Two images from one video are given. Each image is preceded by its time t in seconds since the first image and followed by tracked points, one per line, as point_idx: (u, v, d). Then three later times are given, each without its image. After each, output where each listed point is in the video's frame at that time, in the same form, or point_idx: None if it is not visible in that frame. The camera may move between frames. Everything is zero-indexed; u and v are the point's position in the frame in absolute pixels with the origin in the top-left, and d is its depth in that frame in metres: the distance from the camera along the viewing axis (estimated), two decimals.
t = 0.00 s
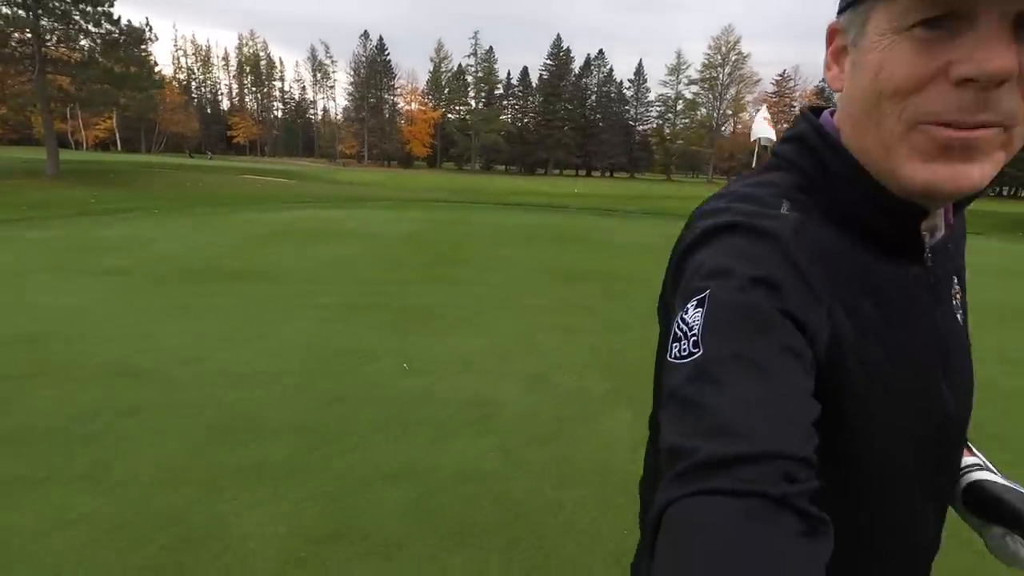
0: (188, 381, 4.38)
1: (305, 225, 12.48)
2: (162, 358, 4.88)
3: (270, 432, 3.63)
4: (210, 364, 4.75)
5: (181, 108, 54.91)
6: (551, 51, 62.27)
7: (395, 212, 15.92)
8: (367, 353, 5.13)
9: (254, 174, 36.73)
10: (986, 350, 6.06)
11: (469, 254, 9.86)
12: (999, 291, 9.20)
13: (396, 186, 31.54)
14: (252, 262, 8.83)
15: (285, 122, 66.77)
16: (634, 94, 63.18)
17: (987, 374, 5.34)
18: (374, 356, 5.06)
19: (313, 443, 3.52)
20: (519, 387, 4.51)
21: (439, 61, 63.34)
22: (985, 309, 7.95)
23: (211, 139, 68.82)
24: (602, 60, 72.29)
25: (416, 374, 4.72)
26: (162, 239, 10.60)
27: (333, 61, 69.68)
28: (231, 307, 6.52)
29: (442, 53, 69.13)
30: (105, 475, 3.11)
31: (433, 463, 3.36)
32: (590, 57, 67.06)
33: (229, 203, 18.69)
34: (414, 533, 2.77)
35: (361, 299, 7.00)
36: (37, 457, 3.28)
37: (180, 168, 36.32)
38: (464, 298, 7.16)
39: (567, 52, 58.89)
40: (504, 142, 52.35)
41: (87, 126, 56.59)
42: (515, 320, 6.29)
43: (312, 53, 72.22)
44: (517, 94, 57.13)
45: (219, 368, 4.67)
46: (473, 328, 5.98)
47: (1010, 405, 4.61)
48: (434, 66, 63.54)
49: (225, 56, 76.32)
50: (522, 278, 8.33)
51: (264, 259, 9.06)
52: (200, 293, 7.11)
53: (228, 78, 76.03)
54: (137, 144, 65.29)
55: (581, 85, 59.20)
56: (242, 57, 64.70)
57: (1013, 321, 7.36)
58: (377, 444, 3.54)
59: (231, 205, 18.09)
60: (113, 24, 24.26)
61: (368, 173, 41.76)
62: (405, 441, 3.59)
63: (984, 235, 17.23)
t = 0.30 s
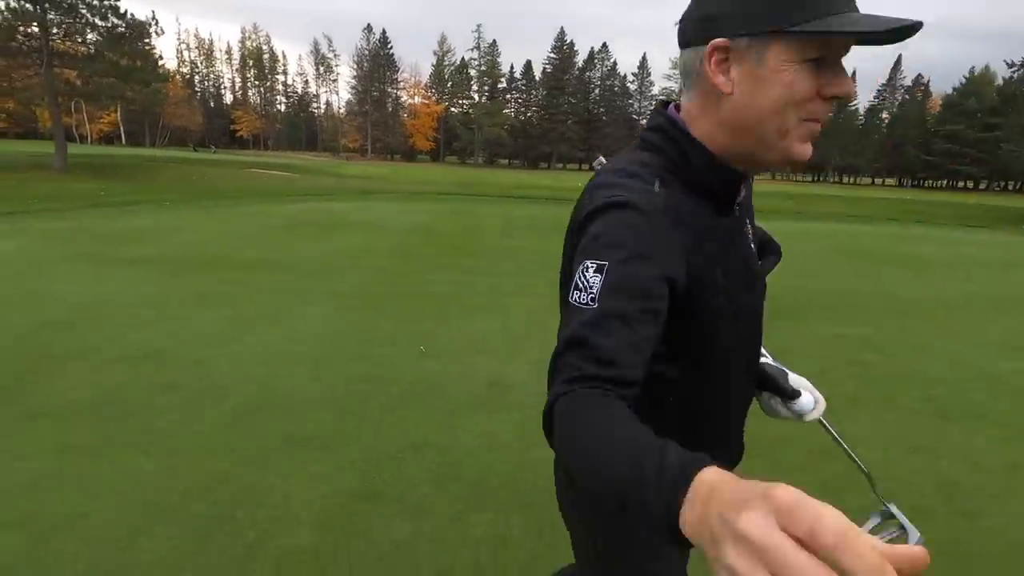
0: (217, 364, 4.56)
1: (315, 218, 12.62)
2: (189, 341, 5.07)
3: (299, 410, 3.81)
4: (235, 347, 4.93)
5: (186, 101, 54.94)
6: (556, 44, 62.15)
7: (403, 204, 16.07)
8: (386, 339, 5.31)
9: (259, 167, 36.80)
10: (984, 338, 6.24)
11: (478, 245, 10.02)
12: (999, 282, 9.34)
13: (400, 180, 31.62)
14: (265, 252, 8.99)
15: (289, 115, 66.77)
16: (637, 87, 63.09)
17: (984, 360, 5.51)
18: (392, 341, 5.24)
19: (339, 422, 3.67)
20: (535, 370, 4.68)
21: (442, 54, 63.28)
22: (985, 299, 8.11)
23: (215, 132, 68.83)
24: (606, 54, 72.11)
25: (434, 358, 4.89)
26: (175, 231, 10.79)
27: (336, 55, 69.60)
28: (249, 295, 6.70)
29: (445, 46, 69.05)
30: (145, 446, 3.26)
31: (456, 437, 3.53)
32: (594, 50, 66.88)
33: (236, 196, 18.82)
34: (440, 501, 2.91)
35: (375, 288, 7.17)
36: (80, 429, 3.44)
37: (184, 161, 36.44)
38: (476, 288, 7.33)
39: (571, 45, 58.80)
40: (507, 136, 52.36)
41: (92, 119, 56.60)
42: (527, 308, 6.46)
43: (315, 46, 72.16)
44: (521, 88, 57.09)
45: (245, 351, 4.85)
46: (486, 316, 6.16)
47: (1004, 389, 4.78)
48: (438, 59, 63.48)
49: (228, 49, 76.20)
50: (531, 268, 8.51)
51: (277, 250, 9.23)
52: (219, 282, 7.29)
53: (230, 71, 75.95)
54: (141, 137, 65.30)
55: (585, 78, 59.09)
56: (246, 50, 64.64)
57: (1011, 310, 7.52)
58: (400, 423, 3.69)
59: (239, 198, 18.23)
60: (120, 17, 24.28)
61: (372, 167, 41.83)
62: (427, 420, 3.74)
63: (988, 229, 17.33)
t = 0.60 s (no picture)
0: (260, 333, 4.85)
1: (335, 206, 12.90)
2: (231, 315, 5.37)
3: (341, 372, 4.07)
4: (274, 320, 5.23)
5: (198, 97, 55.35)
6: (565, 37, 61.98)
7: (417, 194, 16.31)
8: (417, 313, 5.55)
9: (272, 161, 37.10)
10: (993, 313, 6.41)
11: (495, 231, 10.27)
12: (1010, 264, 9.47)
13: (412, 173, 31.84)
14: (290, 238, 9.29)
15: (300, 111, 67.10)
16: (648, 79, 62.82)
17: (993, 333, 5.68)
18: (423, 314, 5.50)
19: (381, 381, 3.92)
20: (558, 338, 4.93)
21: (451, 47, 63.30)
22: (997, 279, 8.23)
23: (226, 128, 69.27)
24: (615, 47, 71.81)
25: (462, 329, 5.13)
26: (202, 219, 11.14)
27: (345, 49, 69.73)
28: (281, 275, 6.99)
29: (455, 40, 69.04)
30: (206, 402, 3.53)
31: (489, 393, 3.76)
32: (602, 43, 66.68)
33: (254, 188, 19.13)
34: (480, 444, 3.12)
35: (402, 269, 7.44)
36: (143, 388, 3.72)
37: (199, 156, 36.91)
38: (496, 269, 7.58)
39: (581, 37, 58.66)
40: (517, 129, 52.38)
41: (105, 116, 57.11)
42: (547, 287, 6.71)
43: (325, 41, 72.30)
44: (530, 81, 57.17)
45: (284, 323, 5.14)
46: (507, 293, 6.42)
47: (1012, 356, 4.97)
48: (447, 53, 63.51)
49: (238, 45, 76.52)
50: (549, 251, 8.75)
51: (302, 236, 9.52)
52: (250, 264, 7.59)
53: (241, 67, 76.43)
54: (154, 134, 65.82)
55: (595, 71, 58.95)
56: (256, 46, 64.90)
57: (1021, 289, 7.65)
58: (437, 383, 3.92)
59: (256, 190, 18.53)
60: (136, 13, 24.48)
61: (382, 161, 42.06)
62: (462, 380, 3.97)
63: (1000, 215, 17.32)
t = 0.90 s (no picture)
0: (285, 320, 4.99)
1: (351, 199, 13.01)
2: (255, 304, 5.51)
3: (366, 357, 4.17)
4: (298, 308, 5.35)
5: (212, 93, 55.70)
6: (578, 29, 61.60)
7: (433, 187, 16.37)
8: (438, 300, 5.64)
9: (285, 156, 37.33)
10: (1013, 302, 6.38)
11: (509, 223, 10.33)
12: None
13: (425, 166, 31.85)
14: (310, 229, 9.43)
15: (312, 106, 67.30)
16: (661, 70, 62.31)
17: (1013, 320, 5.67)
18: (443, 302, 5.59)
19: (403, 365, 4.02)
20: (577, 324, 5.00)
21: (463, 40, 63.15)
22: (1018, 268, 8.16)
23: (239, 123, 69.65)
24: (628, 38, 71.23)
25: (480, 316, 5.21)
26: (221, 212, 11.33)
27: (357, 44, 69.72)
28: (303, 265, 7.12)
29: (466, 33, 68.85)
30: (236, 384, 3.66)
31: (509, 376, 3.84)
32: (615, 35, 66.20)
33: (270, 182, 19.29)
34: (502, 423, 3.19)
35: (421, 259, 7.54)
36: (176, 372, 3.85)
37: (214, 151, 37.21)
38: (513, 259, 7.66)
39: (593, 29, 58.29)
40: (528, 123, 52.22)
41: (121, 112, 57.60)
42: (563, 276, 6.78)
43: (337, 36, 72.31)
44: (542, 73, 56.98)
45: (308, 311, 5.27)
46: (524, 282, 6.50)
47: None
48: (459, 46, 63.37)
49: (251, 40, 76.74)
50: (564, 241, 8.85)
51: (321, 227, 9.65)
52: (271, 255, 7.73)
53: (254, 62, 76.75)
54: (169, 130, 66.36)
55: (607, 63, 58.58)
56: (269, 41, 65.08)
57: None
58: (458, 366, 4.02)
59: (273, 183, 18.69)
60: (151, 10, 24.56)
61: (395, 155, 42.15)
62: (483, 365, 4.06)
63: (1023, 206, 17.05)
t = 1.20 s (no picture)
0: (295, 320, 5.01)
1: (362, 198, 13.02)
2: (265, 305, 5.52)
3: (375, 358, 4.17)
4: (307, 309, 5.35)
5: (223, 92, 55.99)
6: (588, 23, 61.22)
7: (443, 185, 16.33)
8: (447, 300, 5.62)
9: (297, 154, 37.46)
10: None
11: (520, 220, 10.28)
12: None
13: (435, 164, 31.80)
14: (321, 229, 9.45)
15: (323, 104, 67.44)
16: (672, 64, 61.77)
17: None
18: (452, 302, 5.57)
19: (412, 366, 4.02)
20: (586, 324, 4.97)
21: (473, 36, 62.99)
22: None
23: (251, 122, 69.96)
24: (639, 32, 70.71)
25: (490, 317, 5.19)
26: (232, 211, 11.38)
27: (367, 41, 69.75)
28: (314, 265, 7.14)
29: (476, 29, 68.66)
30: (246, 386, 3.67)
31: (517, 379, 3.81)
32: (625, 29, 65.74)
33: (282, 180, 19.34)
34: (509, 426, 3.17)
35: (431, 258, 7.53)
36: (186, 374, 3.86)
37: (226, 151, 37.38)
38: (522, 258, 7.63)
39: (603, 24, 57.91)
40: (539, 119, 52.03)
41: (134, 112, 58.06)
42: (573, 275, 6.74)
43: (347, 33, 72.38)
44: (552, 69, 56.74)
45: (317, 311, 5.27)
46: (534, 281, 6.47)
47: None
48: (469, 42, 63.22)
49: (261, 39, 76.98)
50: (574, 239, 8.82)
51: (332, 226, 9.67)
52: (281, 255, 7.75)
53: (265, 61, 77.04)
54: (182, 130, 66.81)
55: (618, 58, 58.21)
56: (279, 39, 65.28)
57: None
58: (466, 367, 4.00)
59: (285, 182, 18.74)
60: (163, 11, 24.57)
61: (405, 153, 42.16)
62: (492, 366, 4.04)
63: None
